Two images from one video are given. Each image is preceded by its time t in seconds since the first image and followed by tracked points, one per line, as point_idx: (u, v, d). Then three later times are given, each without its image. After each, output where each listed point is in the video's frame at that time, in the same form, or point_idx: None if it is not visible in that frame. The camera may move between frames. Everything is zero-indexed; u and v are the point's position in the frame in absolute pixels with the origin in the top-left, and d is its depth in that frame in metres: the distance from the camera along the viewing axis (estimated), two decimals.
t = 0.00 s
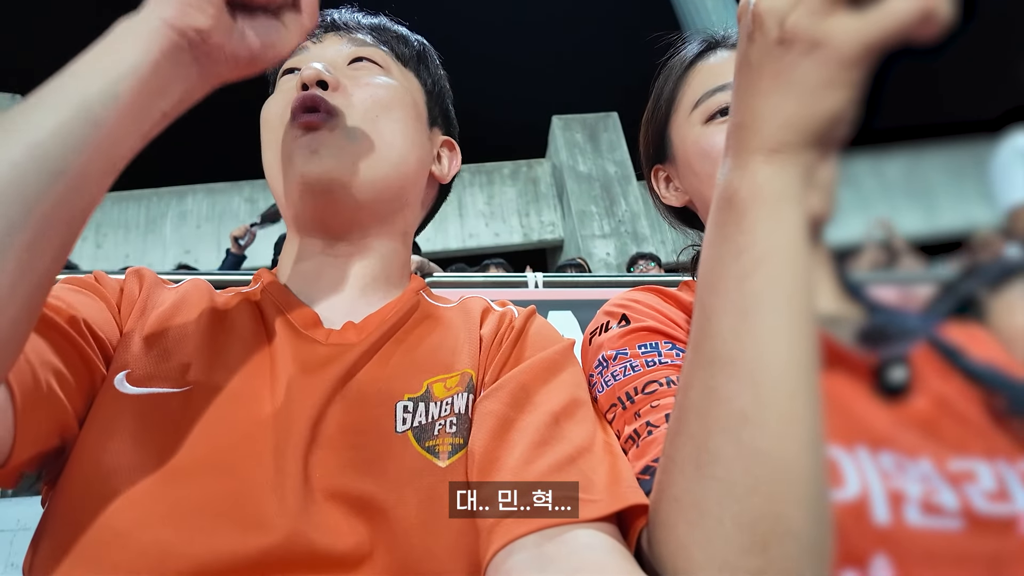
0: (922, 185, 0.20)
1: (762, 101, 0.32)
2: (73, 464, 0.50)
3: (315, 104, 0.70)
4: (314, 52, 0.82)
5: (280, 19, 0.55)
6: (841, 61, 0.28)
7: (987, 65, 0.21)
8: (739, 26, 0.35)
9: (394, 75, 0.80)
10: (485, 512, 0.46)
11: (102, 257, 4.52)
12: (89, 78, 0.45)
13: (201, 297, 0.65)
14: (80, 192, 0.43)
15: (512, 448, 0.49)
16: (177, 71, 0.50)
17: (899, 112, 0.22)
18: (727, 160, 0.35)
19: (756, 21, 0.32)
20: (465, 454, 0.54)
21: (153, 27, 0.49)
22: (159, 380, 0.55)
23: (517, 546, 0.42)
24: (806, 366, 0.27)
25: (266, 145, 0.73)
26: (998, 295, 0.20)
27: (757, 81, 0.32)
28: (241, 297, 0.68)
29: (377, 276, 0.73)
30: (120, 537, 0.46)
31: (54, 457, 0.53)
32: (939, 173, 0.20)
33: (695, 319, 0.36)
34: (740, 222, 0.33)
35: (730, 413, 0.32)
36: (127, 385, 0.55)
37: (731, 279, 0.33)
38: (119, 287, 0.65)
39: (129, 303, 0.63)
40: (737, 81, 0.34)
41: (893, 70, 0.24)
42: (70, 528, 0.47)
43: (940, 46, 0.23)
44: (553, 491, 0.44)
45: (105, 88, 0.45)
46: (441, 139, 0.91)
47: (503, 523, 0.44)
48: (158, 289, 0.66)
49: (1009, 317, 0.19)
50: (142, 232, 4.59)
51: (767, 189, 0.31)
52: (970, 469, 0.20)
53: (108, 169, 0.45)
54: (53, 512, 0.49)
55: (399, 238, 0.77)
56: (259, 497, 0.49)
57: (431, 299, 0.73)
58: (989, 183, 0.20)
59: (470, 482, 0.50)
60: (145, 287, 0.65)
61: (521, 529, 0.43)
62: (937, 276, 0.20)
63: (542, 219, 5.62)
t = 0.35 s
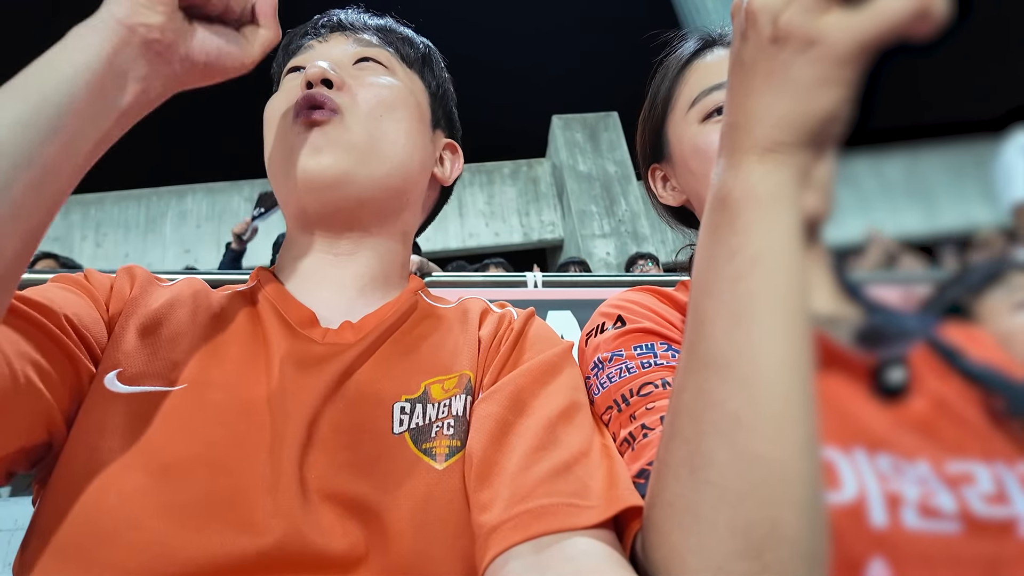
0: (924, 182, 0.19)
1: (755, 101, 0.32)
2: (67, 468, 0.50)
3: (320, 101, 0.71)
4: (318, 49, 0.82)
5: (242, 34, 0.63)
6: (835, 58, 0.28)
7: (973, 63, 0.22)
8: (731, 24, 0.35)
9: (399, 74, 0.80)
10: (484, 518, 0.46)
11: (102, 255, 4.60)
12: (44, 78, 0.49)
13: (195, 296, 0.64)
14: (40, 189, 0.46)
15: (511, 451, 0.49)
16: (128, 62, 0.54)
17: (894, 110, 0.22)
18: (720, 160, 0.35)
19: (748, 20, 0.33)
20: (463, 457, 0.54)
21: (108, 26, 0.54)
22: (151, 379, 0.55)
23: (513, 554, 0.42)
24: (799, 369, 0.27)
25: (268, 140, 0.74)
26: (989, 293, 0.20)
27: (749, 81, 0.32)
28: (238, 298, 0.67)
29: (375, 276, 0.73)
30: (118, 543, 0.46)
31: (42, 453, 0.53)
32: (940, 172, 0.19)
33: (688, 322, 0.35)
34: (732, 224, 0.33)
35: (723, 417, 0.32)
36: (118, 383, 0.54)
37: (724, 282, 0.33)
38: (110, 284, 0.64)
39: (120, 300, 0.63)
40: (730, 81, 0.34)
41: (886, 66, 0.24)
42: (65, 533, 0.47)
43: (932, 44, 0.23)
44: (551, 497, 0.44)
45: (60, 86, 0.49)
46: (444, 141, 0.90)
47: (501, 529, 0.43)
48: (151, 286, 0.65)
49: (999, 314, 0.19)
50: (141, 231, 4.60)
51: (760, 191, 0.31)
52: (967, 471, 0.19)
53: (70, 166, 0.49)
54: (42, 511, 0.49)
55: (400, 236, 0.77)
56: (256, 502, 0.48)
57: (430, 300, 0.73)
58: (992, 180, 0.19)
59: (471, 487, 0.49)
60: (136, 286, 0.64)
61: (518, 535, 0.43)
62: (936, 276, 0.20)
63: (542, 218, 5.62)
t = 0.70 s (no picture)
0: (923, 183, 0.19)
1: (753, 100, 0.32)
2: (66, 464, 0.50)
3: (324, 106, 0.71)
4: (321, 50, 0.82)
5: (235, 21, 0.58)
6: (831, 58, 0.28)
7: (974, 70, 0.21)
8: (730, 25, 0.35)
9: (401, 81, 0.79)
10: (481, 515, 0.46)
11: (102, 254, 4.60)
12: (34, 68, 0.48)
13: (194, 295, 0.65)
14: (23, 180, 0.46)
15: (509, 449, 0.49)
16: (120, 57, 0.52)
17: (891, 110, 0.22)
18: (718, 160, 0.35)
19: (747, 19, 0.33)
20: (458, 454, 0.54)
21: (99, 17, 0.52)
22: (150, 377, 0.56)
23: (510, 551, 0.42)
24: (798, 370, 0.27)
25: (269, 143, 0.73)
26: (984, 292, 0.20)
27: (749, 80, 0.33)
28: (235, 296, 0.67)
29: (374, 276, 0.73)
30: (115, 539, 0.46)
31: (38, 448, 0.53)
32: (941, 172, 0.19)
33: (686, 322, 0.35)
34: (730, 223, 0.33)
35: (721, 417, 0.32)
36: (117, 379, 0.55)
37: (722, 281, 0.33)
38: (109, 280, 0.64)
39: (118, 297, 0.63)
40: (729, 81, 0.34)
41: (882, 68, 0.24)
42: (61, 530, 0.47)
43: (930, 45, 0.23)
44: (547, 493, 0.44)
45: (49, 76, 0.48)
46: (443, 146, 0.90)
47: (498, 526, 0.43)
48: (150, 284, 0.65)
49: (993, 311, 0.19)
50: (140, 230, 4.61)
51: (758, 191, 0.31)
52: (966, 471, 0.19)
53: (53, 162, 0.48)
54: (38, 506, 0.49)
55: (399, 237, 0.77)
56: (253, 499, 0.48)
57: (429, 301, 0.73)
58: (990, 175, 0.19)
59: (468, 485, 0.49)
60: (135, 284, 0.64)
61: (516, 532, 0.43)
62: (936, 275, 0.20)
63: (542, 217, 5.62)
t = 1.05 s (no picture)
0: (922, 180, 0.19)
1: (750, 99, 0.32)
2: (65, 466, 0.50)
3: (325, 106, 0.71)
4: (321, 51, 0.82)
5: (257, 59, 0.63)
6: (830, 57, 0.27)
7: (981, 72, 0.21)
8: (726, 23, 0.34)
9: (402, 82, 0.79)
10: (480, 517, 0.46)
11: (101, 253, 4.59)
12: (65, 94, 0.50)
13: (194, 296, 0.64)
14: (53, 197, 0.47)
15: (508, 451, 0.49)
16: (139, 89, 0.53)
17: (890, 107, 0.22)
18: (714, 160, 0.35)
19: (743, 17, 0.32)
20: (457, 455, 0.54)
21: (125, 49, 0.54)
22: (150, 380, 0.55)
23: (510, 553, 0.42)
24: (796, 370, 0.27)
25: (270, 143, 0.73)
26: (981, 291, 0.19)
27: (745, 79, 0.32)
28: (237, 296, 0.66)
29: (373, 276, 0.73)
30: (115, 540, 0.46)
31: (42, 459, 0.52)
32: (937, 171, 0.19)
33: (682, 323, 0.35)
34: (728, 223, 0.33)
35: (720, 419, 0.32)
36: (115, 385, 0.54)
37: (719, 282, 0.33)
38: (110, 285, 0.64)
39: (119, 302, 0.63)
40: (725, 79, 0.34)
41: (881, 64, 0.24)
42: (59, 532, 0.46)
43: (930, 40, 0.22)
44: (546, 495, 0.44)
45: (81, 101, 0.50)
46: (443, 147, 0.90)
47: (498, 528, 0.43)
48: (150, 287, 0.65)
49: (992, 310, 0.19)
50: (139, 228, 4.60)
51: (756, 190, 0.31)
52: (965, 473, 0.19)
53: (69, 185, 0.48)
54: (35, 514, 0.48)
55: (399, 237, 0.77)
56: (252, 501, 0.48)
57: (428, 301, 0.73)
58: (988, 171, 0.19)
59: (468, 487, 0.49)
60: (135, 288, 0.64)
61: (515, 534, 0.43)
62: (933, 274, 0.20)
63: (541, 216, 5.61)
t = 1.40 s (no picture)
0: (918, 177, 0.19)
1: (747, 95, 0.32)
2: (60, 464, 0.50)
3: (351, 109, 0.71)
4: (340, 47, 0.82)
5: None
6: (825, 53, 0.27)
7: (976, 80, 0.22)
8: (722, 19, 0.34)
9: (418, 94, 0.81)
10: (478, 515, 0.45)
11: (95, 250, 4.58)
12: None
13: (183, 298, 0.64)
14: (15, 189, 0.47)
15: (505, 448, 0.49)
16: (72, 50, 0.48)
17: (885, 103, 0.22)
18: (711, 158, 0.35)
19: (740, 13, 0.32)
20: (454, 453, 0.54)
21: None
22: (139, 384, 0.55)
23: (507, 550, 0.42)
24: (792, 368, 0.27)
25: (280, 131, 0.72)
26: (979, 294, 0.19)
27: (742, 75, 0.32)
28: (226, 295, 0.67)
29: (369, 278, 0.74)
30: (111, 539, 0.46)
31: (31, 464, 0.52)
32: (933, 167, 0.19)
33: (680, 322, 0.35)
34: (725, 221, 0.33)
35: (717, 417, 0.32)
36: (106, 389, 0.54)
37: (717, 279, 0.33)
38: (96, 288, 0.64)
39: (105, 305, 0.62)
40: (720, 76, 0.33)
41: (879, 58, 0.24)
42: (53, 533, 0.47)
43: (928, 35, 0.22)
44: (542, 494, 0.44)
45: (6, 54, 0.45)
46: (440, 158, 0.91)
47: (495, 525, 0.43)
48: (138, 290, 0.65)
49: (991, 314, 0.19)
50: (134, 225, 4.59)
51: (752, 188, 0.31)
52: (966, 468, 0.19)
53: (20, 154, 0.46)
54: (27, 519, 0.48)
55: (399, 240, 0.78)
56: (248, 499, 0.48)
57: (423, 299, 0.73)
58: (984, 169, 0.19)
59: (466, 485, 0.49)
60: (121, 293, 0.63)
61: (512, 531, 0.42)
62: (932, 271, 0.19)
63: (538, 213, 5.61)
